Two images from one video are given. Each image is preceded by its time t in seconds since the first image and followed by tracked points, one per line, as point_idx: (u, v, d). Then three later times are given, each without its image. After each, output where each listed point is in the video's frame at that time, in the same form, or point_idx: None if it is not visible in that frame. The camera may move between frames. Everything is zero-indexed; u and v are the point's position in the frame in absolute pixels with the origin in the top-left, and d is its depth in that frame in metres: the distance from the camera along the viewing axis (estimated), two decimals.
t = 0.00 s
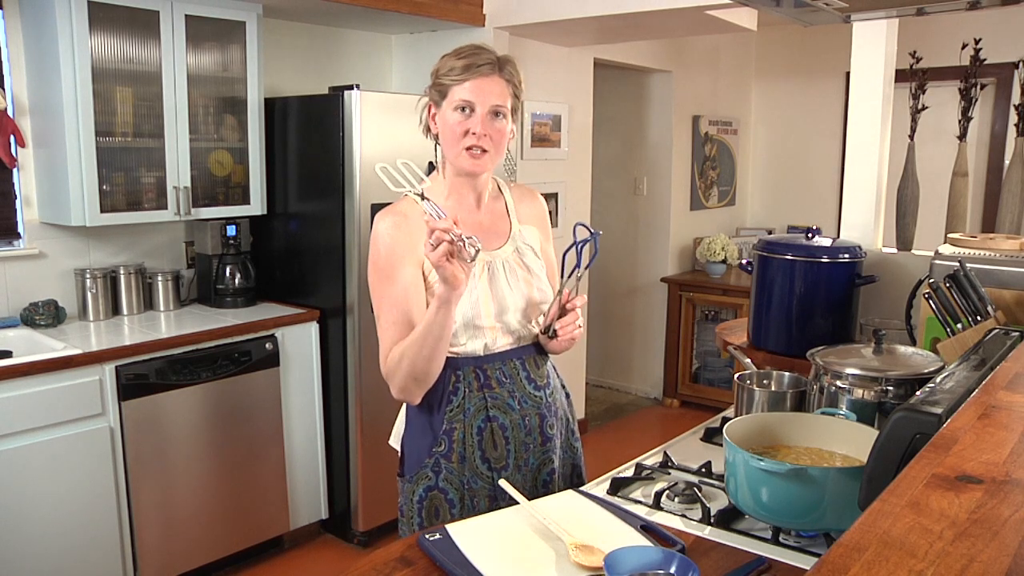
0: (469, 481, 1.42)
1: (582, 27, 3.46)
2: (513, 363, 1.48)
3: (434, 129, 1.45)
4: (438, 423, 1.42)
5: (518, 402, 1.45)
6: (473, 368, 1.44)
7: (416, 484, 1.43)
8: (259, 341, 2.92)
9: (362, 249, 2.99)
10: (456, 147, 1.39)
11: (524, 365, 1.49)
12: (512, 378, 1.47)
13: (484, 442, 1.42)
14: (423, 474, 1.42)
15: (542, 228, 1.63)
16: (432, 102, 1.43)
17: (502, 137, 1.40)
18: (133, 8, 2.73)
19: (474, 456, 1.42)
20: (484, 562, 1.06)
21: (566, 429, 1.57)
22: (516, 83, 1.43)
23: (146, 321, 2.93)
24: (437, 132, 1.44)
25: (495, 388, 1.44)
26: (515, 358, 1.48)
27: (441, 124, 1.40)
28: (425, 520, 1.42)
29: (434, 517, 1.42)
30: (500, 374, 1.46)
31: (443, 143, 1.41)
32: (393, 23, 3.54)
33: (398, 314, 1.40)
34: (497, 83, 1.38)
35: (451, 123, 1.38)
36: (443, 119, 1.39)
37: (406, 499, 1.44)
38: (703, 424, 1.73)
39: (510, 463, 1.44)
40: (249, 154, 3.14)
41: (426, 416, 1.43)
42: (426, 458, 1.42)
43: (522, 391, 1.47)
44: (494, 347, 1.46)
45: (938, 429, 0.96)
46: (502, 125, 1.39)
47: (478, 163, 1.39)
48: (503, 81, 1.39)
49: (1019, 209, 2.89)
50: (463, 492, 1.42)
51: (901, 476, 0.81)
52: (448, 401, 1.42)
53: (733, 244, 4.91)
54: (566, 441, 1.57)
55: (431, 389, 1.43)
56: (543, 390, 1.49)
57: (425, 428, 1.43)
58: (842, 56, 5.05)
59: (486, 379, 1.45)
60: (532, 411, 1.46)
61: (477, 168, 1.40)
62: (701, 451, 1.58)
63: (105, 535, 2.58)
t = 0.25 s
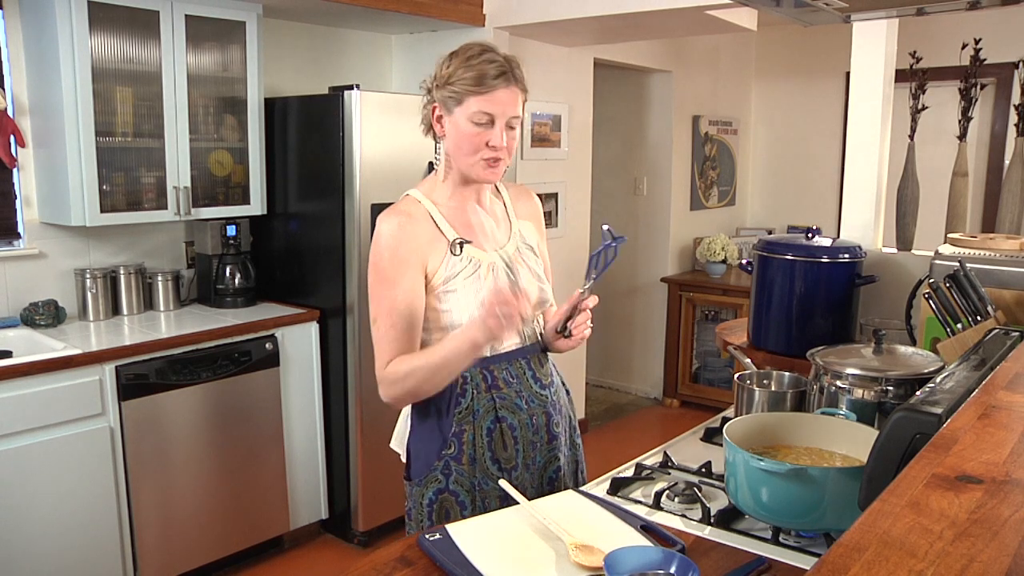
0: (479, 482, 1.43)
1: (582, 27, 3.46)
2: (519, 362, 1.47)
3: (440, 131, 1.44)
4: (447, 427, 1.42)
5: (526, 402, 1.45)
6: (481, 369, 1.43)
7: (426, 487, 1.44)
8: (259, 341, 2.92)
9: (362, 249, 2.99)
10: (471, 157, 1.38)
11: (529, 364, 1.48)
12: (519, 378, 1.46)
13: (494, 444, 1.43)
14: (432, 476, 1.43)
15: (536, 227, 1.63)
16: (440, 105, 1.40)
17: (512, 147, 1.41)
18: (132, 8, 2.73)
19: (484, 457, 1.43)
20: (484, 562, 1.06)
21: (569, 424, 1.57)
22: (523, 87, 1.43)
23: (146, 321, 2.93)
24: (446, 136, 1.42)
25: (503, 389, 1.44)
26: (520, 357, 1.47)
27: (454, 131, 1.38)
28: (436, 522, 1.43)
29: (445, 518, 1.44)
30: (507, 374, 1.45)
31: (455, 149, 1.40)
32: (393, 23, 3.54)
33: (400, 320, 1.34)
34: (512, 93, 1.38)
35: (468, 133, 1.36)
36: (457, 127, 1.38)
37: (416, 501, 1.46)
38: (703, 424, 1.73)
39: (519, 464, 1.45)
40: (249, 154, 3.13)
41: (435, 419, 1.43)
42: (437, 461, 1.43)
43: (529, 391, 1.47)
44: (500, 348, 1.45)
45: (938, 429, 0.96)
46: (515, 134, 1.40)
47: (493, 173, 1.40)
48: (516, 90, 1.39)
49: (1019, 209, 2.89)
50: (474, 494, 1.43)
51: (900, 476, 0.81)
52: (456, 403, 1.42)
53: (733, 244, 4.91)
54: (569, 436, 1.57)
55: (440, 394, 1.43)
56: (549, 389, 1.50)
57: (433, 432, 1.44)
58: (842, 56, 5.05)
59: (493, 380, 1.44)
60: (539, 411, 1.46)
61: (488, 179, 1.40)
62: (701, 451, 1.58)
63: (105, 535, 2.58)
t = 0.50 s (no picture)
0: (485, 484, 1.44)
1: (582, 28, 3.46)
2: (522, 363, 1.49)
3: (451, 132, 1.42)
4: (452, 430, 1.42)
5: (530, 402, 1.46)
6: (484, 371, 1.44)
7: (431, 489, 1.44)
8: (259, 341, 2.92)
9: (362, 249, 2.99)
10: (485, 158, 1.35)
11: (531, 365, 1.50)
12: (522, 378, 1.47)
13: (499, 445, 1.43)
14: (437, 479, 1.43)
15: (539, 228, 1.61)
16: (450, 105, 1.38)
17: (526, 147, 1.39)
18: (132, 8, 2.73)
19: (489, 459, 1.43)
20: (484, 563, 1.06)
21: (569, 418, 1.58)
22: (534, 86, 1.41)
23: (146, 321, 2.93)
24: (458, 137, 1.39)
25: (507, 390, 1.44)
26: (523, 358, 1.49)
27: (467, 132, 1.36)
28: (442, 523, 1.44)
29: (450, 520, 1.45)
30: (510, 375, 1.46)
31: (467, 151, 1.37)
32: (393, 23, 3.54)
33: (412, 328, 1.31)
34: (525, 92, 1.35)
35: (482, 134, 1.34)
36: (468, 128, 1.36)
37: (420, 504, 1.46)
38: (703, 424, 1.73)
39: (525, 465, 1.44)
40: (249, 155, 3.13)
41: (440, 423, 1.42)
42: (441, 464, 1.43)
43: (533, 391, 1.47)
44: (504, 350, 1.46)
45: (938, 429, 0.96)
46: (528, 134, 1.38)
47: (506, 174, 1.37)
48: (529, 89, 1.37)
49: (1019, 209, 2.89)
50: (480, 495, 1.44)
51: (901, 476, 0.81)
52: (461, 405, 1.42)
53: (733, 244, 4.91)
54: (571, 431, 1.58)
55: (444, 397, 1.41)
56: (551, 389, 1.50)
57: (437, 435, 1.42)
58: (842, 56, 5.06)
59: (497, 381, 1.45)
60: (543, 410, 1.47)
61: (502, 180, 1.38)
62: (701, 451, 1.58)
63: (105, 535, 2.58)
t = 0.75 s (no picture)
0: (489, 486, 1.44)
1: (582, 27, 3.46)
2: (526, 365, 1.49)
3: (464, 132, 1.39)
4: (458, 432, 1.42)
5: (534, 404, 1.47)
6: (489, 372, 1.44)
7: (434, 491, 1.44)
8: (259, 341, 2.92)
9: (362, 249, 2.99)
10: (501, 158, 1.34)
11: (535, 366, 1.50)
12: (527, 380, 1.48)
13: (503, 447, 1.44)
14: (441, 480, 1.43)
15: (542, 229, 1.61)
16: (464, 103, 1.36)
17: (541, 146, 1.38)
18: (132, 8, 2.73)
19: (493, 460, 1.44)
20: (484, 563, 1.06)
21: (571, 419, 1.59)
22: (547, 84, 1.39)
23: (146, 321, 2.93)
24: (471, 136, 1.37)
25: (512, 392, 1.45)
26: (527, 360, 1.49)
27: (484, 132, 1.34)
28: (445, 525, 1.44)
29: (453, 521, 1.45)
30: (515, 377, 1.46)
31: (482, 151, 1.35)
32: (393, 23, 3.54)
33: (426, 330, 1.28)
34: (542, 91, 1.34)
35: (499, 134, 1.33)
36: (485, 127, 1.34)
37: (423, 505, 1.46)
38: (703, 424, 1.73)
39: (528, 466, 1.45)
40: (249, 155, 3.13)
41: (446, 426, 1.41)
42: (445, 466, 1.43)
43: (537, 393, 1.48)
44: (509, 352, 1.46)
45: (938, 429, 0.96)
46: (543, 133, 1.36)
47: (523, 173, 1.36)
48: (544, 88, 1.35)
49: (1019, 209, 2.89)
50: (484, 496, 1.45)
51: (901, 476, 0.81)
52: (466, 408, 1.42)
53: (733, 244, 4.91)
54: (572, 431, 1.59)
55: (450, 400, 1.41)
56: (554, 390, 1.51)
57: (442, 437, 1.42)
58: (842, 56, 5.06)
59: (502, 383, 1.45)
60: (546, 412, 1.48)
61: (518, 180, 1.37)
62: (701, 451, 1.58)
63: (105, 535, 2.57)
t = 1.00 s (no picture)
0: (493, 485, 1.44)
1: (582, 28, 3.46)
2: (531, 365, 1.48)
3: (483, 131, 1.37)
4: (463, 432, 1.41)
5: (539, 405, 1.47)
6: (495, 372, 1.44)
7: (439, 489, 1.44)
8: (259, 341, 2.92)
9: (362, 249, 2.99)
10: (523, 158, 1.34)
11: (541, 366, 1.50)
12: (532, 380, 1.48)
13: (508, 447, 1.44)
14: (446, 479, 1.44)
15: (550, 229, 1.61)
16: (485, 102, 1.34)
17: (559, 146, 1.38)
18: (132, 8, 2.73)
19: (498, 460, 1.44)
20: (484, 563, 1.06)
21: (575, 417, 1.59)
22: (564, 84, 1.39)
23: (146, 321, 2.93)
24: (492, 134, 1.36)
25: (517, 392, 1.45)
26: (533, 360, 1.49)
27: (507, 131, 1.33)
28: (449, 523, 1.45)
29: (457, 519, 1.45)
30: (520, 377, 1.46)
31: (504, 149, 1.35)
32: (393, 23, 3.54)
33: (437, 328, 1.28)
34: (564, 92, 1.34)
35: (523, 134, 1.32)
36: (509, 127, 1.33)
37: (427, 502, 1.47)
38: (703, 424, 1.73)
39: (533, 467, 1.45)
40: (249, 154, 3.13)
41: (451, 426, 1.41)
42: (450, 465, 1.43)
43: (542, 393, 1.48)
44: (517, 352, 1.46)
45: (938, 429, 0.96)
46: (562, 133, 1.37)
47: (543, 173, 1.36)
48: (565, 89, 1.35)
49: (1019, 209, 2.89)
50: (488, 495, 1.45)
51: (901, 476, 0.81)
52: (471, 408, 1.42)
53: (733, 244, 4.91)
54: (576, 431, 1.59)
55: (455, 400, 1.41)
56: (560, 390, 1.51)
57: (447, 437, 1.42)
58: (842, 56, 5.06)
59: (507, 383, 1.45)
60: (552, 412, 1.48)
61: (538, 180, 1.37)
62: (701, 451, 1.58)
63: (105, 535, 2.58)
